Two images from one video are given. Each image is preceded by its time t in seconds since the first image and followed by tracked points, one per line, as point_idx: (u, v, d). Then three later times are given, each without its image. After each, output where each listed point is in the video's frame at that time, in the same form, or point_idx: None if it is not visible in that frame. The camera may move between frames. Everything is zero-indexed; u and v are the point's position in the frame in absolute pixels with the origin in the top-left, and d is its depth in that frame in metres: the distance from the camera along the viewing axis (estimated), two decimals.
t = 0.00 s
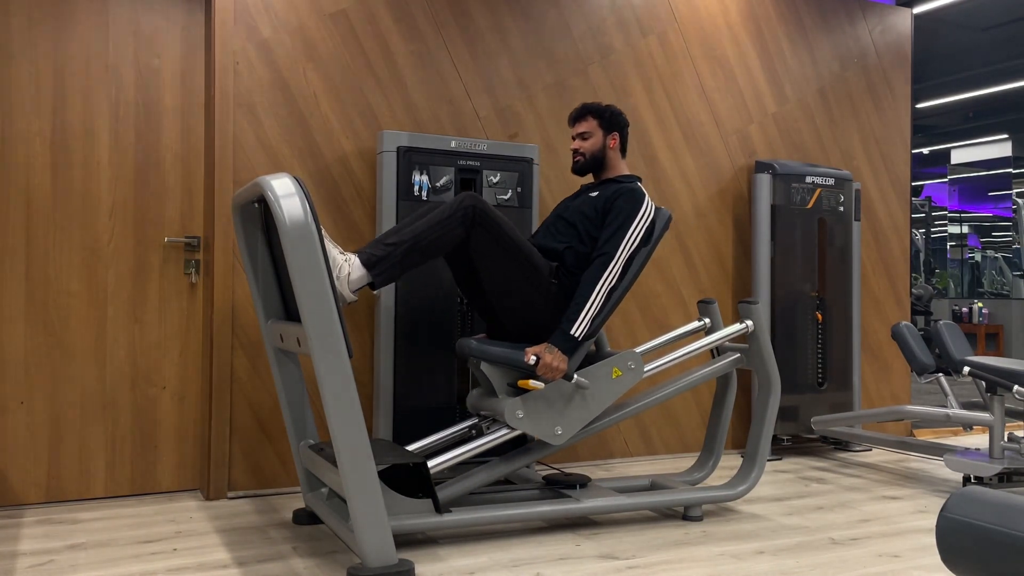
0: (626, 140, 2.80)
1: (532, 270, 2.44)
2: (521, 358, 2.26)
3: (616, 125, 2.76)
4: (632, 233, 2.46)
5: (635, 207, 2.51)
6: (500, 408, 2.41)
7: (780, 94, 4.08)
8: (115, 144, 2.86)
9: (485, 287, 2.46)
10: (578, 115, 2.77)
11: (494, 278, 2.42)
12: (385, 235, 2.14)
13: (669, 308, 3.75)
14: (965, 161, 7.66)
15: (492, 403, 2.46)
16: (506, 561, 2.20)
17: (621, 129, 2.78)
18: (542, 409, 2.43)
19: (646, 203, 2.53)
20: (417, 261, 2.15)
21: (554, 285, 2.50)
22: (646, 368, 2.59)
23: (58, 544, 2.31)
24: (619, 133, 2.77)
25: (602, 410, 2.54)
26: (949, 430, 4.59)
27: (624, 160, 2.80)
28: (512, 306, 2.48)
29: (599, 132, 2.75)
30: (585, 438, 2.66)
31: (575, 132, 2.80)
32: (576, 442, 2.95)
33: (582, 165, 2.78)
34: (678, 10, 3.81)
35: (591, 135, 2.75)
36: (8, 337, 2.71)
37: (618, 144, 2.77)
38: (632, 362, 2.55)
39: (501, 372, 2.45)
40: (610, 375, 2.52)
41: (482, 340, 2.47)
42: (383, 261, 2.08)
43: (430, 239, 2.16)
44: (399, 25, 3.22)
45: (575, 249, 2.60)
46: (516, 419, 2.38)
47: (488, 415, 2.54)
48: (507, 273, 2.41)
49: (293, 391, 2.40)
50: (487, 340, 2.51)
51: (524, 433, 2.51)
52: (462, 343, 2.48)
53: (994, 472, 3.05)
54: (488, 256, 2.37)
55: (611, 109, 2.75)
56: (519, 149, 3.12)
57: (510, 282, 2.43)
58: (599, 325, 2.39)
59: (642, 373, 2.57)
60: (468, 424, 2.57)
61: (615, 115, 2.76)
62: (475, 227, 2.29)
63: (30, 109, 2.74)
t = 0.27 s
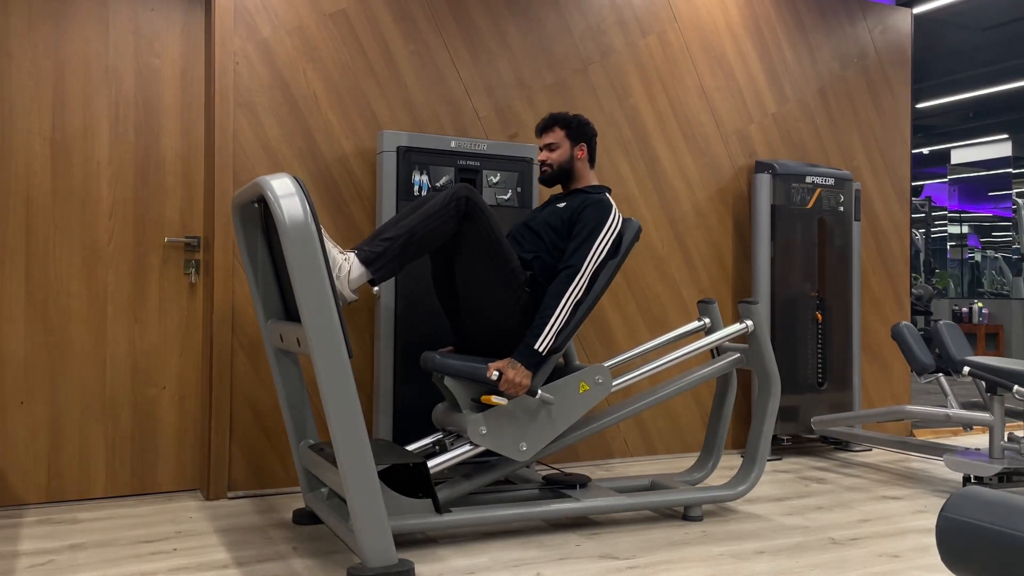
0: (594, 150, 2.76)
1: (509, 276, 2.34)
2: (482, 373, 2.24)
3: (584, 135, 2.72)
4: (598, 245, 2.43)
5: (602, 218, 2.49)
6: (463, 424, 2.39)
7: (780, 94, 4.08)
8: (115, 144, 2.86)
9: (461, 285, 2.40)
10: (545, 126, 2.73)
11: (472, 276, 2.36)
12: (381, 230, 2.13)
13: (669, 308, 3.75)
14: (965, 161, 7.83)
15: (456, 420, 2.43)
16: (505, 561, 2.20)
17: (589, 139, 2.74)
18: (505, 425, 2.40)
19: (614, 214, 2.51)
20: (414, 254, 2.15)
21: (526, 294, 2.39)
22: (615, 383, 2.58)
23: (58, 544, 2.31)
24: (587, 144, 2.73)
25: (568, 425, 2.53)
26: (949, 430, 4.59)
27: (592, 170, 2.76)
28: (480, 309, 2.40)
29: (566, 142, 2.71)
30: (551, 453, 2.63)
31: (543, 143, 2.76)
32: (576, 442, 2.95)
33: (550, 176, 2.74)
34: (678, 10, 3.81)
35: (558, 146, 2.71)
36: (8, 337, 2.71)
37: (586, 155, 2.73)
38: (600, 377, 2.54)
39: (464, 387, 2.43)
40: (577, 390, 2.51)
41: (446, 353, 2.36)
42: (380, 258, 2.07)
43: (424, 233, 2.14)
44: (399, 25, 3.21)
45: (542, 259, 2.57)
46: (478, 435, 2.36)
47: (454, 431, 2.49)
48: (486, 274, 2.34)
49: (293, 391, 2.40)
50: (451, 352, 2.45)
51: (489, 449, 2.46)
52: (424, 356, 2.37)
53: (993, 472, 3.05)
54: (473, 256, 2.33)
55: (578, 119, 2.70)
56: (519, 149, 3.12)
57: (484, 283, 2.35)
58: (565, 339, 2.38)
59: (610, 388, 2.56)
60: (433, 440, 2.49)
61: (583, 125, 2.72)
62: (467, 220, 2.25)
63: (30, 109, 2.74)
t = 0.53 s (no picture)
0: (582, 154, 2.74)
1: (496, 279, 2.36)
2: (466, 380, 2.23)
3: (572, 139, 2.70)
4: (584, 250, 2.42)
5: (589, 222, 2.48)
6: (446, 431, 2.36)
7: (780, 94, 4.08)
8: (115, 144, 2.86)
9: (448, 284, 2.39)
10: (532, 130, 2.71)
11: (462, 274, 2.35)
12: (379, 229, 2.13)
13: (669, 308, 3.75)
14: (965, 161, 7.63)
15: (439, 427, 2.40)
16: (506, 561, 2.20)
17: (577, 144, 2.71)
18: (489, 433, 2.38)
19: (601, 218, 2.50)
20: (413, 253, 2.15)
21: (511, 298, 2.41)
22: (601, 389, 2.58)
23: (59, 544, 2.31)
24: (575, 148, 2.71)
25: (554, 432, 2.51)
26: (949, 430, 4.59)
27: (579, 175, 2.74)
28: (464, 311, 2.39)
29: (554, 147, 2.68)
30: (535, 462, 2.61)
31: (530, 147, 2.74)
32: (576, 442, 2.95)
33: (537, 180, 2.72)
34: (678, 10, 3.81)
35: (546, 151, 2.68)
36: (8, 337, 2.71)
37: (573, 159, 2.71)
38: (586, 384, 2.54)
39: (448, 394, 2.37)
40: (562, 397, 2.51)
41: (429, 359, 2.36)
42: (380, 258, 2.07)
43: (423, 231, 2.14)
44: (399, 25, 3.21)
45: (529, 263, 2.56)
46: (463, 443, 2.34)
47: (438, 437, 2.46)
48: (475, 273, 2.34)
49: (293, 391, 2.40)
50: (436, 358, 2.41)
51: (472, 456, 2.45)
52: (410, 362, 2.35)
53: (993, 472, 3.05)
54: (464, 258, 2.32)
55: (565, 124, 2.68)
56: (519, 149, 3.12)
57: (472, 283, 2.35)
58: (550, 346, 2.35)
59: (596, 395, 2.55)
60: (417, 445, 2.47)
61: (571, 129, 2.69)
62: (465, 218, 2.26)
63: (30, 109, 2.74)
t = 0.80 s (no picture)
0: (599, 151, 2.77)
1: (509, 274, 2.35)
2: (485, 372, 2.25)
3: (589, 135, 2.73)
4: (600, 244, 2.45)
5: (605, 217, 2.50)
6: (465, 423, 2.36)
7: (780, 94, 4.08)
8: (115, 144, 2.86)
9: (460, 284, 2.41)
10: (549, 125, 2.75)
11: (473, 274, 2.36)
12: (380, 230, 2.13)
13: (669, 308, 3.75)
14: (965, 161, 7.64)
15: (457, 419, 2.41)
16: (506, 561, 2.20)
17: (594, 139, 2.75)
18: (507, 425, 2.40)
19: (616, 213, 2.52)
20: (414, 253, 2.14)
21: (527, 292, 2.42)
22: (616, 382, 2.59)
23: (58, 544, 2.31)
24: (592, 144, 2.74)
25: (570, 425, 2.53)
26: (949, 430, 4.59)
27: (596, 170, 2.77)
28: (479, 309, 2.41)
29: (571, 142, 2.72)
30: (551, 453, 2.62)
31: (547, 142, 2.77)
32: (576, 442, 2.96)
33: (554, 175, 2.75)
34: (678, 10, 3.81)
35: (563, 146, 2.72)
36: (8, 337, 2.71)
37: (590, 155, 2.75)
38: (601, 376, 2.55)
39: (465, 386, 2.38)
40: (579, 389, 2.52)
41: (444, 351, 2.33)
42: (380, 257, 2.07)
43: (423, 233, 2.14)
44: (399, 25, 3.22)
45: (545, 258, 2.58)
46: (481, 435, 2.34)
47: (455, 430, 2.47)
48: (486, 273, 2.35)
49: (293, 391, 2.40)
50: (452, 352, 2.42)
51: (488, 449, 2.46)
52: (428, 355, 2.32)
53: (994, 472, 3.05)
54: (473, 256, 2.33)
55: (583, 119, 2.71)
56: (519, 149, 3.12)
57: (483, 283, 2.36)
58: (566, 339, 2.37)
59: (611, 388, 2.57)
60: (434, 438, 2.50)
61: (588, 125, 2.73)
62: (468, 219, 2.25)
63: (31, 109, 2.74)
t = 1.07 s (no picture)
0: (630, 140, 2.80)
1: (532, 269, 2.43)
2: (523, 357, 2.26)
3: (622, 125, 2.76)
4: (635, 232, 2.46)
5: (638, 205, 2.52)
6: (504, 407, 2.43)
7: (781, 94, 4.08)
8: (115, 144, 2.86)
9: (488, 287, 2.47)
10: (583, 114, 2.77)
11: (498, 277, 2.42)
12: (385, 235, 2.14)
13: (669, 308, 3.75)
14: (965, 161, 7.66)
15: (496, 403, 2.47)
16: (506, 561, 2.20)
17: (627, 129, 2.78)
18: (545, 408, 2.44)
19: (649, 201, 2.54)
20: (418, 260, 2.15)
21: (555, 284, 2.48)
22: (649, 367, 2.61)
23: (59, 544, 2.31)
24: (625, 134, 2.77)
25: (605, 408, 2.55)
26: (949, 430, 4.60)
27: (627, 159, 2.80)
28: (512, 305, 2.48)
29: (604, 131, 2.74)
30: (589, 436, 2.66)
31: (580, 131, 2.80)
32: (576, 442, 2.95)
33: (587, 164, 2.78)
34: (678, 10, 3.81)
35: (596, 135, 2.74)
36: (8, 337, 2.71)
37: (623, 144, 2.78)
38: (634, 361, 2.58)
39: (503, 369, 2.46)
40: (613, 374, 2.54)
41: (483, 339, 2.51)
42: (384, 261, 2.08)
43: (428, 243, 2.15)
44: (399, 25, 3.22)
45: (578, 247, 2.60)
46: (519, 417, 2.40)
47: (493, 413, 2.55)
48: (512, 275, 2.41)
49: (293, 391, 2.40)
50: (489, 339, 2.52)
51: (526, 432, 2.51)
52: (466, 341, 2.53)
53: (994, 472, 3.05)
54: (492, 261, 2.38)
55: (616, 109, 2.75)
56: (519, 149, 3.12)
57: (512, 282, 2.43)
58: (601, 325, 2.39)
59: (644, 373, 2.59)
60: (470, 424, 2.55)
61: (621, 115, 2.76)
62: (475, 229, 2.29)
63: (30, 109, 2.74)
